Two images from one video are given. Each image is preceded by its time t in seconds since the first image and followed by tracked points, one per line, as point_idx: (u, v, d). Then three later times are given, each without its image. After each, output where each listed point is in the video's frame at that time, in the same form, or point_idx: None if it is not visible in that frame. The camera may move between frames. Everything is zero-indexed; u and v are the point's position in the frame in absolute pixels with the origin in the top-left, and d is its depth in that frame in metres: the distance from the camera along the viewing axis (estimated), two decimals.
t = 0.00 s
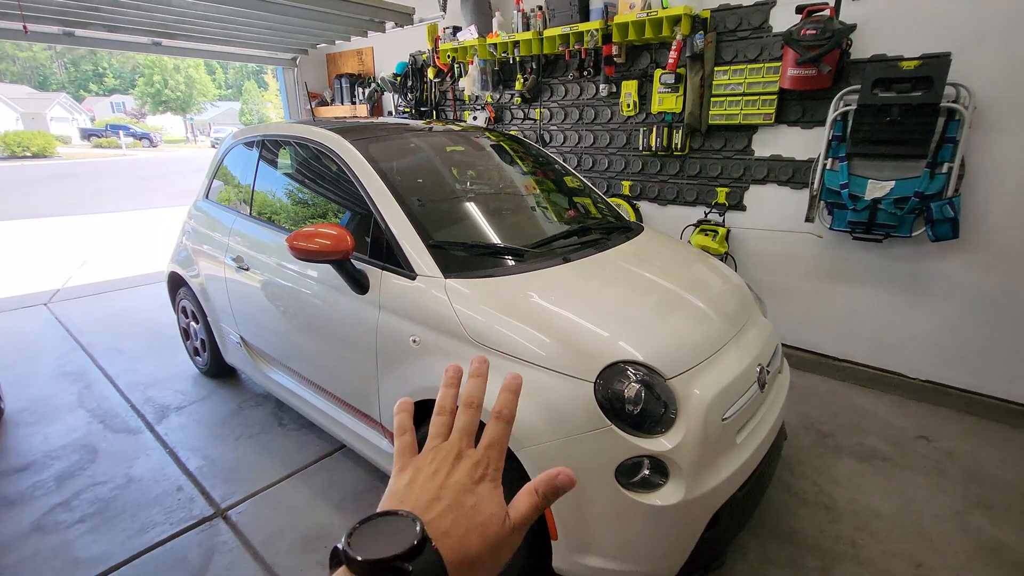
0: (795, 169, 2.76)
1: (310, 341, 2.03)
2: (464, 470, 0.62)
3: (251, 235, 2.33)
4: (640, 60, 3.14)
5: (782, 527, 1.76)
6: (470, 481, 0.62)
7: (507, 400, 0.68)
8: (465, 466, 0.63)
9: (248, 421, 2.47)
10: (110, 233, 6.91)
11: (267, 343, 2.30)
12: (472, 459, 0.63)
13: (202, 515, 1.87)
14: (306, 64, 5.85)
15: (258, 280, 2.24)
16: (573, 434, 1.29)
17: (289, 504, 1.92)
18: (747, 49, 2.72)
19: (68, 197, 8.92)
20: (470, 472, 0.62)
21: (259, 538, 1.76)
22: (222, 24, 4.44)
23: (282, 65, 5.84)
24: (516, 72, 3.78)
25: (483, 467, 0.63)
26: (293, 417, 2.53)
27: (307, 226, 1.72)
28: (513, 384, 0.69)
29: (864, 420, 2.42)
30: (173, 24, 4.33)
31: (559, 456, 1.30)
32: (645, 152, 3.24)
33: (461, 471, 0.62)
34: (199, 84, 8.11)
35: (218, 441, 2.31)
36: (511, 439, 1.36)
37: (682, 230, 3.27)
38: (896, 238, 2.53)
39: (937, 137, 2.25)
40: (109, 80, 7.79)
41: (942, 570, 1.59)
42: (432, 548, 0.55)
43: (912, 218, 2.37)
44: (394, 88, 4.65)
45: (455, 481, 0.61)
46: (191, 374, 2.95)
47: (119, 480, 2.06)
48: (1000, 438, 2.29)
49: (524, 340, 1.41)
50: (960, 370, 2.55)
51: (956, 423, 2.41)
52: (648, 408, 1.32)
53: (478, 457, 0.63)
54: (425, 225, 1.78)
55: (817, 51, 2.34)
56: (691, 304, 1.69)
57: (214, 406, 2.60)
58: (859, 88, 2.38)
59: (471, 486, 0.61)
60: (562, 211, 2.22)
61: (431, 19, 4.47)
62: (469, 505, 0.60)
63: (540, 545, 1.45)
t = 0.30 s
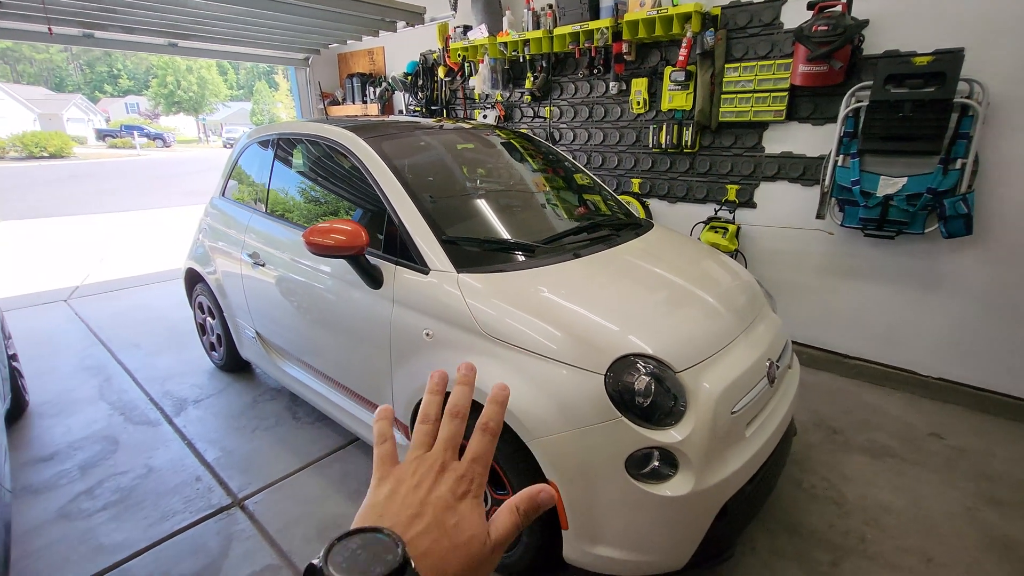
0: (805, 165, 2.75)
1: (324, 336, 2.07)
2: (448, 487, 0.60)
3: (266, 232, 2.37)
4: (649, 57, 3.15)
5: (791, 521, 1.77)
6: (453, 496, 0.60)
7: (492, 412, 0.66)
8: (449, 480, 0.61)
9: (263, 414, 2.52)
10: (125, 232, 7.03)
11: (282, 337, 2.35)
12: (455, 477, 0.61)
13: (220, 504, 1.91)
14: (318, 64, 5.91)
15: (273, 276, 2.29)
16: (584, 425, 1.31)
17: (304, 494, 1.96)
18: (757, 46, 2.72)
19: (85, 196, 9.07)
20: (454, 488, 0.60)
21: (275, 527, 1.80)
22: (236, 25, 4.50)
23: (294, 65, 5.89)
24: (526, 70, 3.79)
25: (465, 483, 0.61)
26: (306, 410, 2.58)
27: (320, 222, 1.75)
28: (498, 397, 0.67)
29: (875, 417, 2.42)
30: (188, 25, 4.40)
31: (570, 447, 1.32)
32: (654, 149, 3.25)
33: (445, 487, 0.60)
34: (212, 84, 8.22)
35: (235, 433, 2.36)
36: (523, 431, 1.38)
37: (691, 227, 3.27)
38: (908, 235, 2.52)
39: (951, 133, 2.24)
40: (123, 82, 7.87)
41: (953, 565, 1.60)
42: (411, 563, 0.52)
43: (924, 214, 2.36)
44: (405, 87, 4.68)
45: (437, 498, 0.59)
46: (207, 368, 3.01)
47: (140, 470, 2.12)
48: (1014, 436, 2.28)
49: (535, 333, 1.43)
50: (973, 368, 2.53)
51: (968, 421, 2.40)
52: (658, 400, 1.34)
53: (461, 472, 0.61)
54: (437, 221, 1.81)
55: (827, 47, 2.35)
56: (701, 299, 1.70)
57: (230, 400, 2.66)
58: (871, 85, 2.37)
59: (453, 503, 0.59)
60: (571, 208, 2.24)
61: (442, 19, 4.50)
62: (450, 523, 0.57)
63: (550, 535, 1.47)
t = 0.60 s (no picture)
0: (812, 169, 2.75)
1: (332, 338, 2.09)
2: None
3: (274, 235, 2.39)
4: (655, 62, 3.16)
5: (798, 525, 1.77)
6: None
7: None
8: None
9: (270, 416, 2.54)
10: (135, 235, 7.11)
11: (290, 339, 2.36)
12: None
13: (229, 504, 1.93)
14: (325, 69, 5.97)
15: (281, 278, 2.31)
16: (591, 427, 1.32)
17: (312, 495, 1.98)
18: (763, 50, 2.73)
19: (95, 199, 9.20)
20: None
21: (283, 528, 1.81)
22: (245, 31, 4.56)
23: (302, 70, 5.96)
24: (532, 75, 3.82)
25: None
26: (313, 412, 2.59)
27: (331, 225, 1.77)
28: None
29: (883, 421, 2.41)
30: (198, 31, 4.45)
31: (577, 449, 1.33)
32: (660, 153, 3.26)
33: None
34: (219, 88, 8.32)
35: (243, 435, 2.38)
36: (530, 433, 1.39)
37: (697, 230, 3.28)
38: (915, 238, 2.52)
39: (958, 137, 2.24)
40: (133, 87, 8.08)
41: (962, 569, 1.59)
42: None
43: (932, 218, 2.36)
44: (411, 92, 4.72)
45: None
46: (215, 370, 3.03)
47: (150, 471, 2.14)
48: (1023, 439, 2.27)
49: (543, 336, 1.44)
50: (982, 371, 2.52)
51: (977, 425, 2.39)
52: (665, 403, 1.35)
53: None
54: (445, 224, 1.82)
55: (833, 51, 2.35)
56: (707, 302, 1.70)
57: (238, 401, 2.68)
58: (877, 88, 2.37)
59: None
60: (577, 211, 2.26)
61: (449, 24, 4.54)
62: None
63: (557, 537, 1.47)
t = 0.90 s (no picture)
0: (817, 180, 2.76)
1: (337, 348, 2.09)
2: None
3: (280, 244, 2.40)
4: (659, 73, 3.19)
5: (808, 538, 1.76)
6: None
7: None
8: None
9: (275, 425, 2.54)
10: (139, 242, 7.14)
11: (295, 348, 2.36)
12: None
13: (235, 516, 1.92)
14: (330, 78, 6.02)
15: (286, 287, 2.31)
16: (601, 441, 1.32)
17: (318, 506, 1.97)
18: (767, 62, 2.75)
19: (99, 207, 9.24)
20: None
21: (289, 539, 1.80)
22: (252, 41, 4.60)
23: (307, 80, 6.00)
24: (536, 85, 3.84)
25: None
26: (318, 421, 2.59)
27: (339, 236, 1.78)
28: None
29: (890, 432, 2.40)
30: (206, 41, 4.49)
31: (587, 463, 1.32)
32: (664, 163, 3.27)
33: None
34: (224, 97, 8.38)
35: (248, 444, 2.38)
36: (539, 446, 1.39)
37: (701, 240, 3.28)
38: (921, 249, 2.52)
39: (962, 149, 2.25)
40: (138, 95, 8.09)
41: None
42: None
43: (937, 229, 2.37)
44: (416, 101, 4.76)
45: None
46: (219, 378, 3.03)
47: (154, 481, 2.13)
48: None
49: (551, 348, 1.44)
50: (989, 383, 2.52)
51: (984, 437, 2.38)
52: (674, 416, 1.34)
53: None
54: (453, 235, 1.83)
55: (838, 63, 2.37)
56: (715, 313, 1.71)
57: (242, 410, 2.67)
58: (881, 101, 2.39)
59: None
60: (582, 221, 2.26)
61: (453, 35, 4.58)
62: None
63: (566, 551, 1.47)
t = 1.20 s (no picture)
0: (819, 190, 2.79)
1: (343, 357, 2.09)
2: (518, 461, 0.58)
3: (285, 253, 2.41)
4: (663, 84, 3.22)
5: (815, 549, 1.77)
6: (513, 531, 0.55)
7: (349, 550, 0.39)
8: (540, 466, 0.58)
9: (280, 434, 2.54)
10: (141, 249, 7.13)
11: (301, 358, 2.36)
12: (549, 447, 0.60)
13: (242, 526, 1.92)
14: (334, 87, 6.06)
15: (291, 295, 2.32)
16: (611, 452, 1.32)
17: (325, 516, 1.97)
18: (769, 74, 2.79)
19: (101, 213, 9.25)
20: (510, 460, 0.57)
21: (297, 549, 1.80)
22: (258, 51, 4.63)
23: (312, 89, 6.04)
24: (540, 95, 3.87)
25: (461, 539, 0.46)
26: (324, 430, 2.59)
27: (348, 247, 1.79)
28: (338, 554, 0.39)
29: (895, 442, 2.41)
30: (212, 51, 4.53)
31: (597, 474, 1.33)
32: (668, 173, 3.30)
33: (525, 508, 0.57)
34: (225, 103, 8.41)
35: (254, 453, 2.38)
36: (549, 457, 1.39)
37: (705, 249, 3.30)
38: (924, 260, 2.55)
39: (964, 161, 2.28)
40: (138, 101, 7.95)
41: None
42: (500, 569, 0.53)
43: (939, 240, 2.39)
44: (420, 110, 4.79)
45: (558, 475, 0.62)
46: (224, 387, 3.03)
47: (161, 490, 2.13)
48: None
49: (561, 360, 1.45)
50: (992, 393, 2.53)
51: (989, 446, 2.40)
52: (684, 428, 1.35)
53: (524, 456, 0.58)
54: (462, 246, 1.85)
55: (841, 76, 2.40)
56: (723, 324, 1.72)
57: (247, 419, 2.67)
58: (883, 113, 2.42)
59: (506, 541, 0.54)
60: (586, 230, 2.28)
61: (458, 45, 4.63)
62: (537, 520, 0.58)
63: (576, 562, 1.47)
